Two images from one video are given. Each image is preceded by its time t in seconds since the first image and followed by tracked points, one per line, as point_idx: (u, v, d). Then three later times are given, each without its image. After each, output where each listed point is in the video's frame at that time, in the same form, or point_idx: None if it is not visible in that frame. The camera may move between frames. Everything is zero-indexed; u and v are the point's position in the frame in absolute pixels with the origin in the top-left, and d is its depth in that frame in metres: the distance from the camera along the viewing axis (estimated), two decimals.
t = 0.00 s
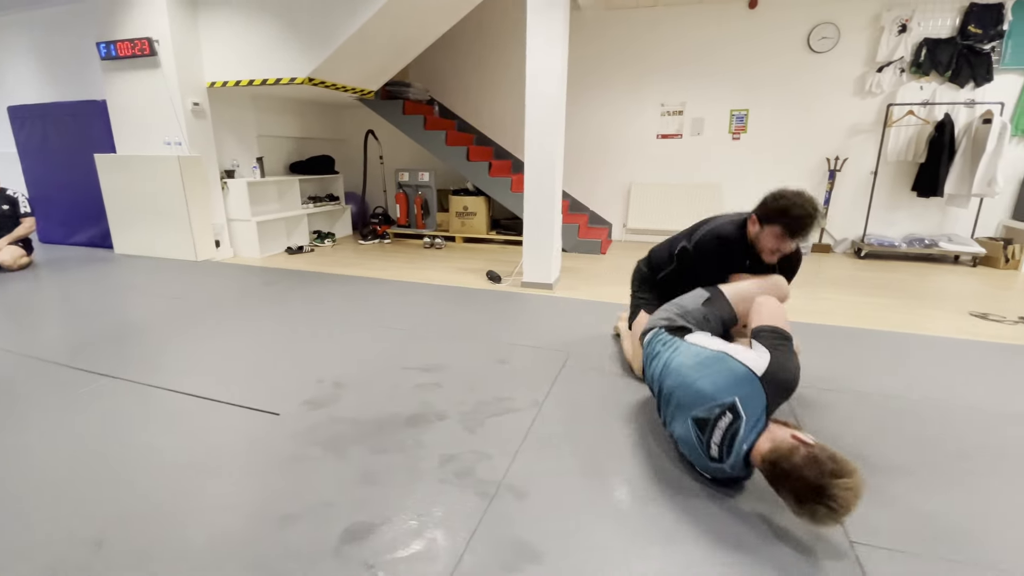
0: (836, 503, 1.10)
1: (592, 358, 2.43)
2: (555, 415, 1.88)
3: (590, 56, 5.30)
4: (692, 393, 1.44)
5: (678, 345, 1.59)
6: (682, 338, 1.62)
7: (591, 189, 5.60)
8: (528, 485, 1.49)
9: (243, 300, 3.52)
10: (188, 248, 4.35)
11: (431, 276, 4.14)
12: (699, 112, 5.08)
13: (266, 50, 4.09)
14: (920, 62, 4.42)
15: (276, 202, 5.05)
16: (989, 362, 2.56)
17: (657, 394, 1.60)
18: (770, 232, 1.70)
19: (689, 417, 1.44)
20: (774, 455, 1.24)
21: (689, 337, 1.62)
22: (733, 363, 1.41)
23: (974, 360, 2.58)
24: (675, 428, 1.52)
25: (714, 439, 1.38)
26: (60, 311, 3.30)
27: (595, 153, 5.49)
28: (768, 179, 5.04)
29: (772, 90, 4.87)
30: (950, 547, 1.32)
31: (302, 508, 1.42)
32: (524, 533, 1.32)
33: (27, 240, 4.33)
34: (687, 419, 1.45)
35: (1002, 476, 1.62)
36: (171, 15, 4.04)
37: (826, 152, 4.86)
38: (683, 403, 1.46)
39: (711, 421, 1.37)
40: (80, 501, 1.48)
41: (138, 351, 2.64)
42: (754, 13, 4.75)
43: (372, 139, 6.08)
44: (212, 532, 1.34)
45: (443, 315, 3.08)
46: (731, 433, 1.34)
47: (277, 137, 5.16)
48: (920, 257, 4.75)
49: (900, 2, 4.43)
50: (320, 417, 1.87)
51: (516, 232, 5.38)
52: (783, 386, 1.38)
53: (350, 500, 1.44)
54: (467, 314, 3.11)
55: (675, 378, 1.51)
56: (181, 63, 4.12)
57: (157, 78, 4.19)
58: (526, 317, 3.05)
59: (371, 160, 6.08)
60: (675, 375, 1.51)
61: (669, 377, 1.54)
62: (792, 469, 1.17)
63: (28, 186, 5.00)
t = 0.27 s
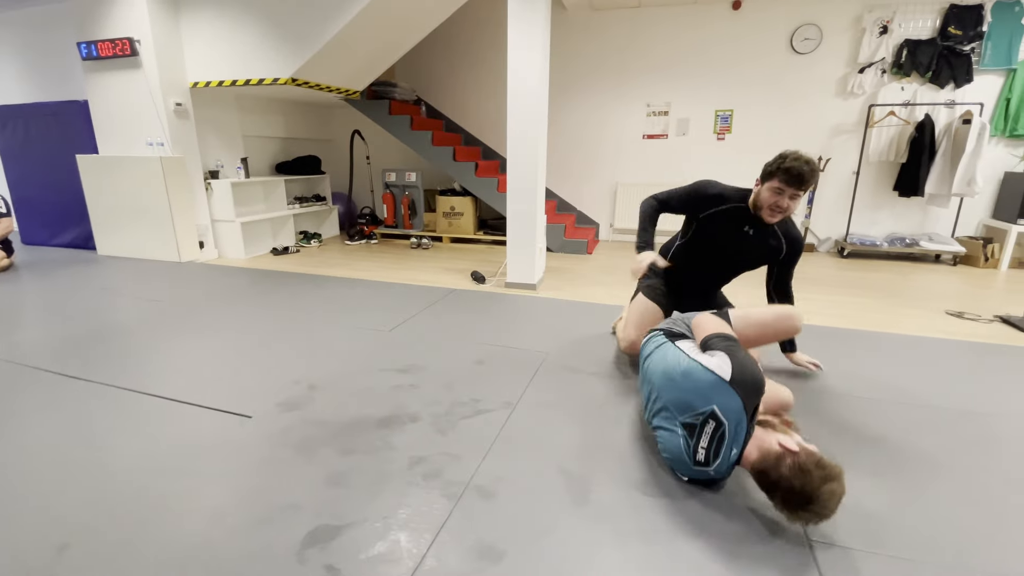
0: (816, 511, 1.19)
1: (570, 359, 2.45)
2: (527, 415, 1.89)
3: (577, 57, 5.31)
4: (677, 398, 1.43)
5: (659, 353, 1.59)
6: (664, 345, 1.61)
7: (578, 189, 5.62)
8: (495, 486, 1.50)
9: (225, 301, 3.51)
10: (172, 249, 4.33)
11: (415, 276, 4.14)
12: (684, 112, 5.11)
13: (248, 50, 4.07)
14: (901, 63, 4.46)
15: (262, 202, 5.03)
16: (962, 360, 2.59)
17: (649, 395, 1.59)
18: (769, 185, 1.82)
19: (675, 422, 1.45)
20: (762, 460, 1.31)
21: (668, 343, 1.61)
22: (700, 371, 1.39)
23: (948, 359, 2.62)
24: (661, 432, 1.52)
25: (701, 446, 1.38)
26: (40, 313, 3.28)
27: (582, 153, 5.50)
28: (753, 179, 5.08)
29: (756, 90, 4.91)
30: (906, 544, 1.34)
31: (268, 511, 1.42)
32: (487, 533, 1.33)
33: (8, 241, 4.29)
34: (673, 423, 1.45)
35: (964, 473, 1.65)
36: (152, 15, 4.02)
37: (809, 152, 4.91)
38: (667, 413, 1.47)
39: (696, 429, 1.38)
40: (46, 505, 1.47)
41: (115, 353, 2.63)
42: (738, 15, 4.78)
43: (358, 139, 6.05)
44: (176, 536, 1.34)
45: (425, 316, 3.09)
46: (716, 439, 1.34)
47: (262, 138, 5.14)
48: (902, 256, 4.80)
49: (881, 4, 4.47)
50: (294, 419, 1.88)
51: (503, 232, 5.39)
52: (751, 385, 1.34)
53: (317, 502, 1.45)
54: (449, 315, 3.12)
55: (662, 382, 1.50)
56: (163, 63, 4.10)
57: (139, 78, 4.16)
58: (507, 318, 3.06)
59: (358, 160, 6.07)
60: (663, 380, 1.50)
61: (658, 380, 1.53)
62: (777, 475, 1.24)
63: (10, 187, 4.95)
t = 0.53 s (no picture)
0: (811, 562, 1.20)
1: (555, 361, 2.44)
2: (510, 421, 1.88)
3: (565, 57, 5.30)
4: (668, 438, 1.35)
5: (651, 377, 1.44)
6: (656, 367, 1.46)
7: (567, 190, 5.62)
8: (474, 494, 1.49)
9: (210, 304, 3.47)
10: (155, 251, 4.28)
11: (403, 278, 4.12)
12: (673, 113, 5.12)
13: (233, 50, 4.03)
14: (886, 65, 4.49)
15: (248, 204, 4.98)
16: (945, 361, 2.61)
17: (631, 417, 1.52)
18: (801, 214, 1.83)
19: (663, 456, 1.39)
20: (761, 503, 1.28)
21: (663, 365, 1.46)
22: (700, 421, 1.28)
23: (930, 360, 2.64)
24: (644, 456, 1.48)
25: (691, 482, 1.36)
26: (18, 317, 3.22)
27: (571, 154, 5.50)
28: (741, 180, 5.10)
29: (743, 92, 4.93)
30: (883, 551, 1.34)
31: (242, 522, 1.40)
32: (463, 543, 1.31)
33: None
34: (660, 457, 1.40)
35: (943, 477, 1.66)
36: (134, 14, 3.96)
37: (796, 153, 4.93)
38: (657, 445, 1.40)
39: (687, 470, 1.33)
40: (15, 517, 1.44)
41: (94, 358, 2.59)
42: (726, 16, 4.80)
43: (346, 139, 6.05)
44: (147, 549, 1.32)
45: (410, 318, 3.06)
46: (709, 482, 1.31)
47: (248, 138, 5.09)
48: (888, 256, 4.84)
49: (866, 6, 4.50)
50: (273, 426, 1.86)
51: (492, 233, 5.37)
52: (753, 436, 1.26)
53: (291, 512, 1.42)
54: (435, 317, 3.10)
55: (650, 414, 1.41)
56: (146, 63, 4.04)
57: (121, 79, 4.10)
58: (494, 320, 3.05)
59: (345, 161, 6.03)
60: (651, 413, 1.40)
61: (644, 410, 1.43)
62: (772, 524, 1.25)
63: None
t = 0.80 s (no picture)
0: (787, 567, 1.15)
1: (545, 364, 2.42)
2: (497, 426, 1.86)
3: (556, 57, 5.28)
4: (634, 464, 1.35)
5: (603, 402, 1.46)
6: (610, 393, 1.46)
7: (559, 190, 5.60)
8: (459, 501, 1.46)
9: (196, 307, 3.42)
10: (141, 253, 4.22)
11: (393, 280, 4.08)
12: (664, 113, 5.12)
13: (219, 49, 3.97)
14: (876, 65, 4.51)
15: (236, 204, 4.93)
16: (933, 362, 2.62)
17: (594, 446, 1.50)
18: (804, 208, 1.80)
19: (632, 482, 1.38)
20: (732, 512, 1.22)
21: (612, 388, 1.47)
22: (663, 442, 1.28)
23: (920, 361, 2.64)
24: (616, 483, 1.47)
25: (664, 504, 1.35)
26: None
27: (563, 154, 5.49)
28: (732, 180, 5.11)
29: (734, 92, 4.93)
30: (870, 557, 1.33)
31: (220, 533, 1.37)
32: (447, 553, 1.29)
33: None
34: (630, 484, 1.39)
35: (932, 480, 1.65)
36: (118, 13, 3.90)
37: (787, 153, 4.94)
38: (621, 471, 1.40)
39: (658, 492, 1.32)
40: None
41: (75, 363, 2.54)
42: (717, 16, 4.79)
43: (336, 139, 6.01)
44: (121, 561, 1.28)
45: (400, 320, 3.03)
46: (681, 501, 1.30)
47: (236, 138, 5.03)
48: (879, 256, 4.85)
49: (857, 6, 4.51)
50: (256, 433, 1.82)
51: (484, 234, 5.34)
52: (707, 450, 1.26)
53: (272, 522, 1.39)
54: (424, 319, 3.07)
55: (612, 442, 1.40)
56: (130, 62, 3.98)
57: (105, 78, 4.04)
58: (484, 322, 3.02)
59: (336, 161, 5.98)
60: (612, 441, 1.40)
61: (605, 439, 1.43)
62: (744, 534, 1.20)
63: None
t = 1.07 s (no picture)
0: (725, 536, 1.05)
1: (533, 367, 2.40)
2: (483, 431, 1.83)
3: (548, 56, 5.25)
4: (568, 470, 1.37)
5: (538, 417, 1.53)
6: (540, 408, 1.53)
7: (551, 190, 5.58)
8: (441, 511, 1.43)
9: (181, 309, 3.37)
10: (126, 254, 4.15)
11: (383, 281, 4.05)
12: (656, 113, 5.10)
13: (205, 47, 3.91)
14: (866, 65, 4.51)
15: (224, 205, 4.87)
16: (922, 363, 2.62)
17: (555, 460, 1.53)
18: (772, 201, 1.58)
19: (581, 487, 1.39)
20: (658, 490, 1.15)
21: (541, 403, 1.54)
22: (564, 443, 1.32)
23: (909, 362, 2.63)
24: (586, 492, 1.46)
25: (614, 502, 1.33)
26: None
27: (555, 154, 5.46)
28: (724, 180, 5.10)
29: (726, 91, 4.92)
30: (857, 564, 1.31)
31: (195, 545, 1.33)
32: (427, 565, 1.26)
33: None
34: (581, 489, 1.39)
35: (919, 484, 1.64)
36: (102, 10, 3.83)
37: (778, 153, 4.94)
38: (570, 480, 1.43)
39: (594, 490, 1.32)
40: None
41: (54, 367, 2.48)
42: (708, 16, 4.78)
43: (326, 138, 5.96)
44: None
45: (388, 323, 3.00)
46: (613, 495, 1.28)
47: (223, 138, 4.97)
48: (869, 256, 4.86)
49: (847, 6, 4.51)
50: (236, 440, 1.79)
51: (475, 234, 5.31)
52: (602, 436, 1.25)
53: (249, 534, 1.36)
54: (413, 321, 3.04)
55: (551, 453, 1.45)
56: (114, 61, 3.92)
57: (88, 77, 3.97)
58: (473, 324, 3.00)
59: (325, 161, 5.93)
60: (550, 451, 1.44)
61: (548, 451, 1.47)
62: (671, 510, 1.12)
63: None
